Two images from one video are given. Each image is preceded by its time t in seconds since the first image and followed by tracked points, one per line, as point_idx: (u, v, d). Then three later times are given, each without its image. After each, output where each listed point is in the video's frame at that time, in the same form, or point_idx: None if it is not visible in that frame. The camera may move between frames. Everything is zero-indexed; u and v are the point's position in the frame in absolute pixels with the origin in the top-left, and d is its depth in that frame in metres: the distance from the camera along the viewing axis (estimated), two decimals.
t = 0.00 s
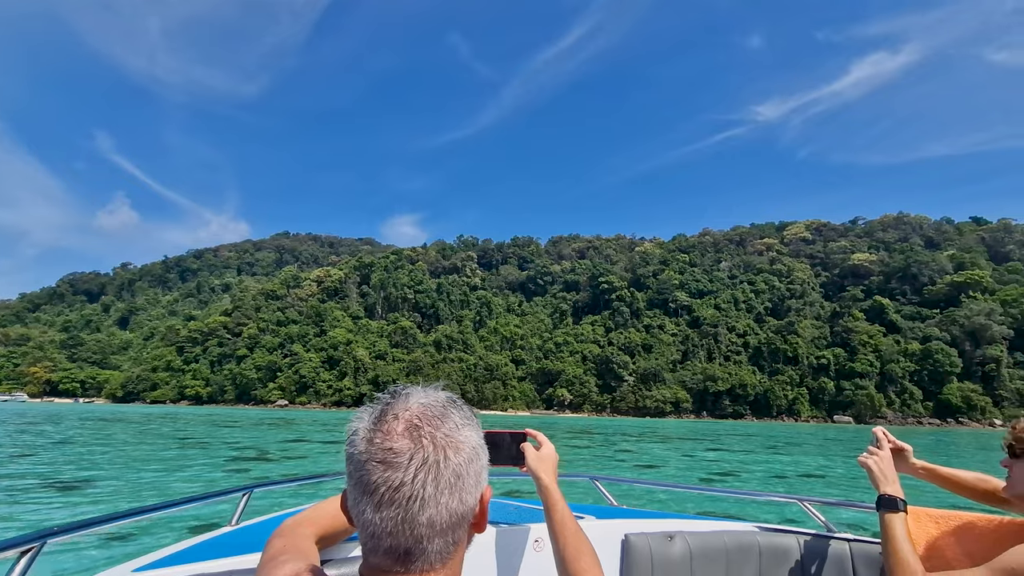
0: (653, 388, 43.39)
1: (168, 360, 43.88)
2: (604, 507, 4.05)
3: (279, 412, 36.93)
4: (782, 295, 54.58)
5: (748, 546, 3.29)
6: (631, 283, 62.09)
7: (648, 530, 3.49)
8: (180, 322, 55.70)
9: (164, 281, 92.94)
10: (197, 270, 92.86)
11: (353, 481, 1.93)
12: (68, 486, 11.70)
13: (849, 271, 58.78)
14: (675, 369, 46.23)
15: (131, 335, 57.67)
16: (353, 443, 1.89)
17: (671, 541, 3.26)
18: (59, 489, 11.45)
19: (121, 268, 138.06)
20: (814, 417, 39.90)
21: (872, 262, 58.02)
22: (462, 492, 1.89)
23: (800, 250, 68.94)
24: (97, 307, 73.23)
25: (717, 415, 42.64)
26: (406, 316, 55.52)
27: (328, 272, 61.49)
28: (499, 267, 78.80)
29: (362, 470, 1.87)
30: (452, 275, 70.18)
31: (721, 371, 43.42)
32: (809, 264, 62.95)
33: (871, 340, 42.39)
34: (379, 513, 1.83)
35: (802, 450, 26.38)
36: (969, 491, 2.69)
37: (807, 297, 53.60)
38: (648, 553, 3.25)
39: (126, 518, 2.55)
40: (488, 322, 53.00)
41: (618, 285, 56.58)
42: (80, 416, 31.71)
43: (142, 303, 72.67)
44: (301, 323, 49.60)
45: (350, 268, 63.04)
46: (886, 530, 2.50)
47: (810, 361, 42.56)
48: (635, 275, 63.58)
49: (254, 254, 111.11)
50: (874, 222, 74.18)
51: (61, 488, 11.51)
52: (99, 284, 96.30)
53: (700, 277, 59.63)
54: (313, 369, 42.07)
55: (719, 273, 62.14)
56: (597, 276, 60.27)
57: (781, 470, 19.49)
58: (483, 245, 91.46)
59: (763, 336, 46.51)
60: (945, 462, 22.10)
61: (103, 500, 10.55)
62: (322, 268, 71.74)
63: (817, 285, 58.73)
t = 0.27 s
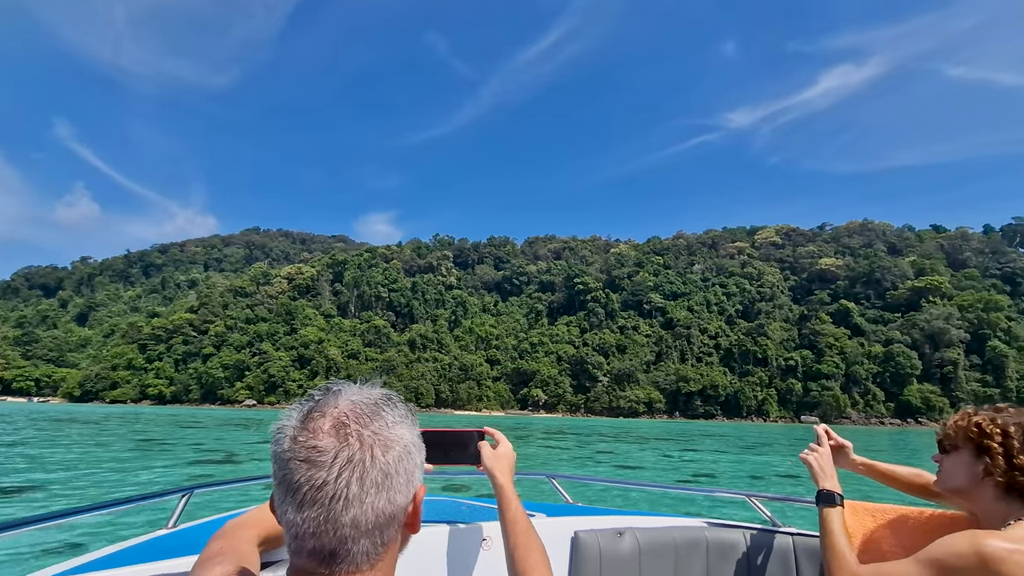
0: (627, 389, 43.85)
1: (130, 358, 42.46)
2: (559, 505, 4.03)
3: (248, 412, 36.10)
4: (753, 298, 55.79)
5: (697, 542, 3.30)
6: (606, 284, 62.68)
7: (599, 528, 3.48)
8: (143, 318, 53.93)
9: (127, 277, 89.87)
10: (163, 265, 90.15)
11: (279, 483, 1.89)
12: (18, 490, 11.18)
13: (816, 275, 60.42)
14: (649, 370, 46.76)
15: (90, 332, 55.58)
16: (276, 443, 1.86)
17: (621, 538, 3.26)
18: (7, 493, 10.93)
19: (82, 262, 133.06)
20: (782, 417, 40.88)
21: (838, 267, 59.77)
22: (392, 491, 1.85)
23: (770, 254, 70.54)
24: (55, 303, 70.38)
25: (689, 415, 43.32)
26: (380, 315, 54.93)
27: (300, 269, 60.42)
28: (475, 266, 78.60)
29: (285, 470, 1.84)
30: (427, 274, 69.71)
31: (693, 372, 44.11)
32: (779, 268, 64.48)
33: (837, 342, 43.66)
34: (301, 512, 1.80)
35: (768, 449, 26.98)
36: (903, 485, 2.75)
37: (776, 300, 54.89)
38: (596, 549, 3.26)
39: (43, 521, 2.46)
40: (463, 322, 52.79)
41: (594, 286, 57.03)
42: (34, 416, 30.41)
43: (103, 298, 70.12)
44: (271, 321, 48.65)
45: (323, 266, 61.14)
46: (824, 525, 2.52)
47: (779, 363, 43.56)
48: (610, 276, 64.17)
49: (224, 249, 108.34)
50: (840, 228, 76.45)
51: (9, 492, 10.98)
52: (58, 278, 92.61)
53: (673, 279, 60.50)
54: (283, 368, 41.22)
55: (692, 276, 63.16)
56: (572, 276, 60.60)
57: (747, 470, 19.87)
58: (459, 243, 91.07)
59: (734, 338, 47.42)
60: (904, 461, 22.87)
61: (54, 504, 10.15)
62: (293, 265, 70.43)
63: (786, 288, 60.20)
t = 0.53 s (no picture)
0: (603, 389, 44.22)
1: (91, 357, 41.06)
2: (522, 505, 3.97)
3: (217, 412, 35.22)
4: (726, 300, 56.87)
5: (656, 539, 3.31)
6: (583, 285, 63.18)
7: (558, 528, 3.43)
8: (106, 315, 52.18)
9: (91, 273, 86.82)
10: (129, 261, 87.38)
11: (212, 486, 1.80)
12: None
13: (787, 278, 61.90)
14: (624, 371, 47.21)
15: (50, 328, 53.52)
16: (209, 441, 1.77)
17: (580, 538, 3.23)
18: None
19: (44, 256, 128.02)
20: (753, 417, 41.78)
21: (808, 271, 61.34)
22: (330, 490, 1.78)
23: (743, 257, 71.93)
24: (12, 299, 67.57)
25: (663, 415, 43.85)
26: (355, 313, 54.29)
27: (272, 266, 59.38)
28: (453, 266, 78.28)
29: (216, 470, 1.77)
30: (404, 273, 69.16)
31: (667, 373, 44.70)
32: (751, 271, 65.84)
33: (807, 345, 44.80)
34: (232, 514, 1.73)
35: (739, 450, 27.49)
36: (855, 483, 2.79)
37: (749, 303, 56.04)
38: (557, 548, 3.23)
39: None
40: (439, 322, 52.51)
41: (571, 287, 57.37)
42: None
43: (64, 294, 67.65)
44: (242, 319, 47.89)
45: (296, 263, 61.35)
46: (775, 523, 2.53)
47: (751, 364, 44.42)
48: (587, 277, 64.63)
49: (194, 245, 105.59)
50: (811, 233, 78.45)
51: None
52: (15, 273, 88.81)
53: (650, 281, 61.23)
54: (253, 368, 40.38)
55: (667, 278, 64.05)
56: (549, 277, 60.80)
57: (718, 470, 20.19)
58: (437, 242, 90.57)
59: (708, 339, 48.18)
60: (868, 460, 23.55)
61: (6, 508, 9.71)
62: (266, 262, 69.08)
63: (758, 291, 61.50)
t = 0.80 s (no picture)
0: (579, 389, 44.45)
1: (50, 354, 39.51)
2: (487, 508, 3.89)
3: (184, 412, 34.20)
4: (701, 302, 57.82)
5: (619, 540, 3.28)
6: (560, 286, 63.48)
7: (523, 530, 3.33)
8: (66, 311, 50.22)
9: (52, 268, 83.56)
10: (92, 255, 84.32)
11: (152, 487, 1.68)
12: None
13: (759, 281, 63.26)
14: (600, 371, 47.56)
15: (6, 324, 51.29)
16: (146, 442, 1.64)
17: (545, 539, 3.14)
18: None
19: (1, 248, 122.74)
20: (725, 418, 42.56)
21: (779, 275, 62.78)
22: (279, 493, 1.66)
23: (717, 260, 73.21)
24: None
25: (638, 415, 44.31)
26: (329, 311, 53.45)
27: (243, 262, 58.04)
28: (429, 264, 77.74)
29: (156, 471, 1.64)
30: (380, 271, 68.40)
31: (643, 373, 45.19)
32: (725, 274, 67.06)
33: (777, 346, 45.86)
34: (172, 517, 1.61)
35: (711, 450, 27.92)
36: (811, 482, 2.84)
37: (722, 305, 57.06)
38: (522, 549, 3.09)
39: None
40: (416, 321, 52.08)
41: (548, 287, 57.56)
42: None
43: (21, 288, 64.88)
44: (211, 315, 46.78)
45: (268, 259, 60.30)
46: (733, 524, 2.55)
47: (724, 365, 45.22)
48: (564, 278, 64.96)
49: (161, 239, 102.47)
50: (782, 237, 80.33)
51: None
52: None
53: (626, 282, 61.82)
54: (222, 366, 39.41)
55: (643, 279, 64.78)
56: (527, 277, 60.83)
57: (690, 470, 20.45)
58: (413, 241, 89.81)
59: (683, 340, 48.88)
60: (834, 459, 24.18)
61: None
62: (237, 258, 67.49)
63: (731, 293, 62.67)
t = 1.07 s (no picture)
0: (559, 389, 44.55)
1: (12, 352, 38.16)
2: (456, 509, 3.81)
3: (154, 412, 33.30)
4: (680, 303, 58.47)
5: (588, 540, 3.24)
6: (541, 285, 63.60)
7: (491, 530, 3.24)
8: (31, 307, 48.53)
9: (17, 263, 80.72)
10: (60, 250, 81.67)
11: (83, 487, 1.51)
12: None
13: (737, 283, 64.24)
14: (581, 371, 47.75)
15: None
16: (75, 440, 1.47)
17: (513, 538, 3.03)
18: None
19: None
20: (703, 417, 43.10)
21: (757, 277, 63.83)
22: (222, 491, 1.47)
23: (697, 261, 74.09)
24: None
25: (618, 415, 44.60)
26: (307, 309, 52.65)
27: (218, 258, 56.84)
28: (410, 263, 77.16)
29: (85, 471, 1.46)
30: (359, 269, 67.67)
31: (623, 373, 45.49)
32: (704, 275, 67.93)
33: (755, 347, 46.57)
34: (104, 519, 1.44)
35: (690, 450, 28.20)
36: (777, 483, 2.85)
37: (701, 306, 57.77)
38: (489, 549, 2.98)
39: None
40: (396, 320, 51.63)
41: (529, 287, 57.58)
42: None
43: None
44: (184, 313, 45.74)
45: (244, 255, 59.26)
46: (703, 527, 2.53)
47: (703, 366, 45.81)
48: (546, 278, 65.16)
49: (132, 234, 99.73)
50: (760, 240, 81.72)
51: None
52: None
53: (607, 283, 62.17)
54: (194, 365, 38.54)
55: (624, 280, 65.24)
56: (508, 277, 60.76)
57: (669, 470, 20.61)
58: (394, 239, 89.10)
59: (663, 341, 49.34)
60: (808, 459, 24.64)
61: None
62: (212, 254, 66.04)
63: (710, 295, 63.51)
